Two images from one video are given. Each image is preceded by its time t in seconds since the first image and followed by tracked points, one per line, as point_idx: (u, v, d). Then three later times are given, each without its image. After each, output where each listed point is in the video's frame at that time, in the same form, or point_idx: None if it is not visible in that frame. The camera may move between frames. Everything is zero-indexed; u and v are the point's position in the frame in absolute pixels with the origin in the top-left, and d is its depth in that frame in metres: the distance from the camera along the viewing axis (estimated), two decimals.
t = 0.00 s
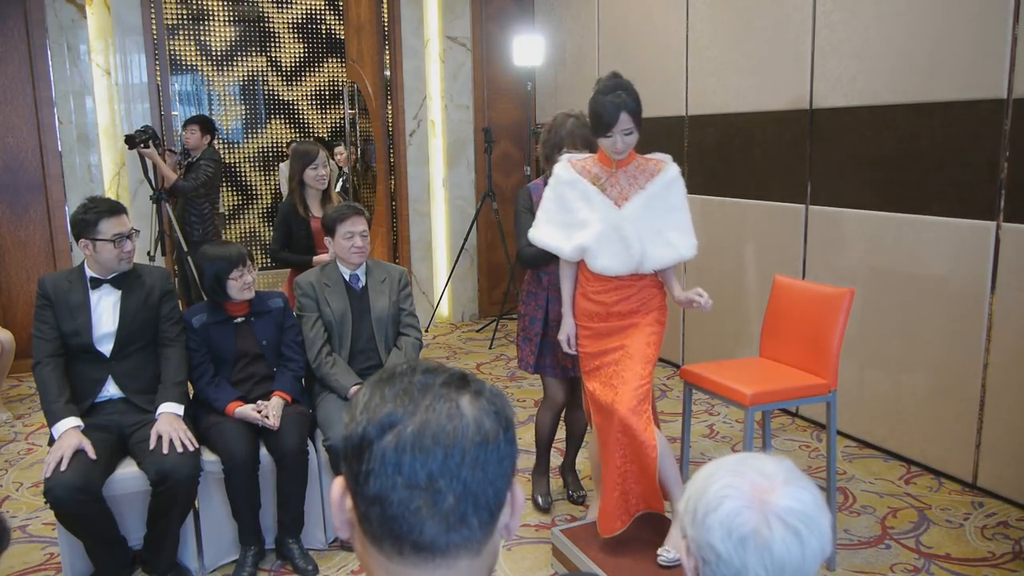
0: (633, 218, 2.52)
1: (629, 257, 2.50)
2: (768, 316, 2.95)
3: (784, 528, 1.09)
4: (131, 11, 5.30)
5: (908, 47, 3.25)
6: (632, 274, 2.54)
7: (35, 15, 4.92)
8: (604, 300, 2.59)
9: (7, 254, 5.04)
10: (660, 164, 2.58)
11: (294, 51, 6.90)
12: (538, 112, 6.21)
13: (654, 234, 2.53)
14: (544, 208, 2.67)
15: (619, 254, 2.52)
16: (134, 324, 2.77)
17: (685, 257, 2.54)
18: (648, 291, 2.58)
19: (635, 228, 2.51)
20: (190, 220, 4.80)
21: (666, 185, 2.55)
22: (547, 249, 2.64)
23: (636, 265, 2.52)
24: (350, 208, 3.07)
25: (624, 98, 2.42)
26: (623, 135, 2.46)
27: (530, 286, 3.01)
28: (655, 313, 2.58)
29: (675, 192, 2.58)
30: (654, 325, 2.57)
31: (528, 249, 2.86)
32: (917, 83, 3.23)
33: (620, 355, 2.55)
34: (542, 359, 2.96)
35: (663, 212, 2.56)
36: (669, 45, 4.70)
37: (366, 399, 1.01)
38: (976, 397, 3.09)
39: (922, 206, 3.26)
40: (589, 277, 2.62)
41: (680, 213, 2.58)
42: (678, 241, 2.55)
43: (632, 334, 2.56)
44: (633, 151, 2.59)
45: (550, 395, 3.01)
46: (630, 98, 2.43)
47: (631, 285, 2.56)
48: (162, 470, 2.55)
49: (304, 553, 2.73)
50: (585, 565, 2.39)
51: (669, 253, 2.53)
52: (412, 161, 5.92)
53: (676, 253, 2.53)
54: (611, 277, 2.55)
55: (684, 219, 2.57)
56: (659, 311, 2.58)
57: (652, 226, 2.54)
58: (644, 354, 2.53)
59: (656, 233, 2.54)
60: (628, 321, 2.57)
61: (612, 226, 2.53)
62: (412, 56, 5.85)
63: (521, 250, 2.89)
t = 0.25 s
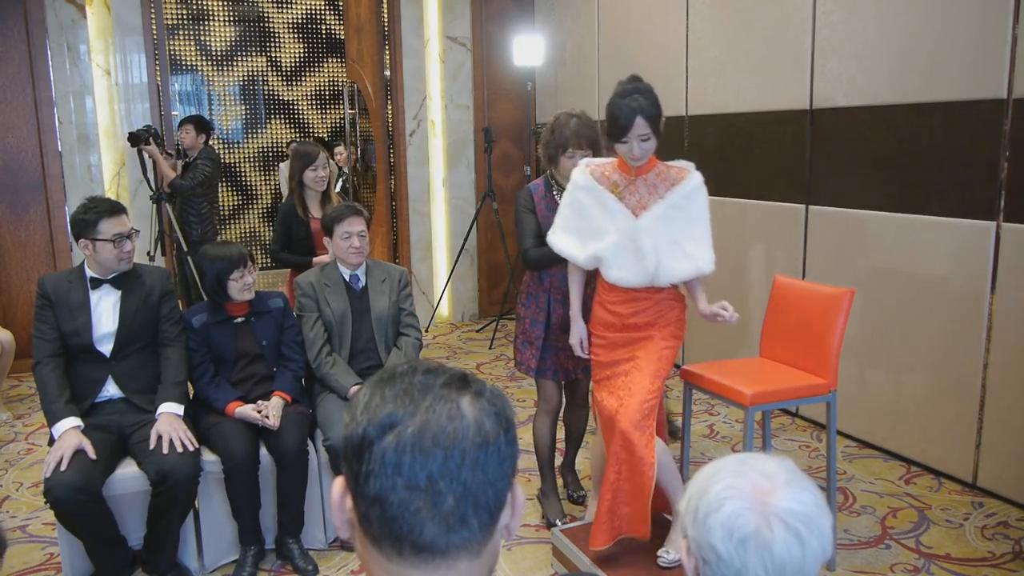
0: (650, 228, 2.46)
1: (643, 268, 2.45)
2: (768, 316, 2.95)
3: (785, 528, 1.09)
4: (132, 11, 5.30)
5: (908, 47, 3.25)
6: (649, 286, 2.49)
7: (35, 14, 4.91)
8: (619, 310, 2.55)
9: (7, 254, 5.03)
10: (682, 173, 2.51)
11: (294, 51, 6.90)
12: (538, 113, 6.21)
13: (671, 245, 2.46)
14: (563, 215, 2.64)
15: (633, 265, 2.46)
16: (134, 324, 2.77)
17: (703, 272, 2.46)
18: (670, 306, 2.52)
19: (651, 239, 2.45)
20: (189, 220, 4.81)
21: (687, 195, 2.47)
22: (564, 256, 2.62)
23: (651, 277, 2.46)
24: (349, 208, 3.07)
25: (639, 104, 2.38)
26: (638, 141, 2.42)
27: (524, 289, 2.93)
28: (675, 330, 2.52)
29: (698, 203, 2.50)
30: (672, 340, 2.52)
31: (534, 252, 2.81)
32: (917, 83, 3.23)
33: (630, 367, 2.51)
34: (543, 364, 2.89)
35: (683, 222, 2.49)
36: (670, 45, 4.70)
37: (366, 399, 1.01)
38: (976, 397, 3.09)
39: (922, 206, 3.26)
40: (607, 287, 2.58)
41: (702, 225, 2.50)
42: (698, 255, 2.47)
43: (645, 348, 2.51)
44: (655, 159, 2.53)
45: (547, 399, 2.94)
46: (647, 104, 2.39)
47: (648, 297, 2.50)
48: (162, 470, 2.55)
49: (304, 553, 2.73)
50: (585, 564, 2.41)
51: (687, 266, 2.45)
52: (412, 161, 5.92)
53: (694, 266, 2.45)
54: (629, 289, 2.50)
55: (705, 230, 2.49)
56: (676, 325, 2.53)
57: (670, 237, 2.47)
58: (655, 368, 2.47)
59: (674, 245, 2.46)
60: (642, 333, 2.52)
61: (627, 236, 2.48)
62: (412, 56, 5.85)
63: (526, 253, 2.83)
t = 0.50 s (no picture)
0: (670, 228, 2.41)
1: (662, 271, 2.40)
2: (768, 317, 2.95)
3: (786, 529, 1.08)
4: (131, 11, 5.30)
5: (908, 47, 3.25)
6: (672, 289, 2.43)
7: (35, 15, 4.92)
8: (641, 310, 2.50)
9: (7, 254, 5.04)
10: (704, 170, 2.44)
11: (294, 51, 6.88)
12: (538, 113, 6.20)
13: (693, 245, 2.40)
14: (583, 214, 2.61)
15: (654, 267, 2.42)
16: (134, 324, 2.77)
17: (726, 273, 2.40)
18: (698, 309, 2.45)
19: (670, 240, 2.40)
20: (188, 220, 4.81)
21: (708, 194, 2.40)
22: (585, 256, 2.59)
23: (672, 279, 2.41)
24: (349, 208, 3.07)
25: (650, 98, 2.32)
26: (652, 139, 2.38)
27: (520, 296, 2.91)
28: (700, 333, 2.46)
29: (721, 201, 2.42)
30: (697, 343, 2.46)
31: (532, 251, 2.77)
32: (917, 82, 3.23)
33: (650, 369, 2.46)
34: (544, 370, 2.85)
35: (706, 221, 2.42)
36: (670, 45, 4.70)
37: (366, 401, 1.01)
38: (976, 397, 3.09)
39: (922, 205, 3.26)
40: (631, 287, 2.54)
41: (725, 224, 2.43)
42: (721, 256, 2.40)
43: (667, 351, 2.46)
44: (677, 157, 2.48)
45: (545, 406, 2.91)
46: (659, 98, 2.33)
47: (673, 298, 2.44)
48: (162, 470, 2.55)
49: (304, 554, 2.73)
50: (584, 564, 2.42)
51: (709, 267, 2.39)
52: (412, 161, 5.92)
53: (716, 268, 2.39)
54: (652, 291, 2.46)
55: (729, 229, 2.42)
56: (700, 329, 2.46)
57: (692, 237, 2.41)
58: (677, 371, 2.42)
59: (694, 245, 2.40)
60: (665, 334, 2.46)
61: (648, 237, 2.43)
62: (412, 56, 5.84)
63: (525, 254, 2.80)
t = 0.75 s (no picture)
0: (675, 199, 2.30)
1: (666, 244, 2.31)
2: (768, 317, 2.95)
3: (788, 534, 1.08)
4: (131, 11, 5.30)
5: (908, 47, 3.25)
6: (682, 261, 2.34)
7: (35, 15, 4.92)
8: (657, 288, 2.43)
9: (7, 254, 5.04)
10: (713, 137, 2.30)
11: (294, 51, 6.88)
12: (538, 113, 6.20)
13: (699, 217, 2.28)
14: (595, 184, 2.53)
15: (660, 239, 2.33)
16: (134, 324, 2.77)
17: (736, 242, 2.27)
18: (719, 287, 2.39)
19: (675, 212, 2.29)
20: (187, 219, 4.79)
21: (716, 160, 2.27)
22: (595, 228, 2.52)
23: (677, 252, 2.31)
24: (348, 208, 3.07)
25: (646, 67, 2.21)
26: (651, 107, 2.26)
27: (515, 299, 2.86)
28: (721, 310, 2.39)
29: (730, 166, 2.29)
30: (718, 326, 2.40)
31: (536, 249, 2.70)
32: (917, 83, 3.23)
33: (675, 361, 2.40)
34: (545, 375, 2.81)
35: (714, 191, 2.29)
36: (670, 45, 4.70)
37: (363, 405, 1.00)
38: (976, 397, 3.09)
39: (923, 205, 3.26)
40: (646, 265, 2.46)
41: (736, 191, 2.30)
42: (730, 224, 2.27)
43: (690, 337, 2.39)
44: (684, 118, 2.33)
45: (545, 410, 2.88)
46: (658, 64, 2.21)
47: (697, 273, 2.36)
48: (162, 470, 2.55)
49: (304, 554, 2.73)
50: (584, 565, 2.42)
51: (716, 237, 2.27)
52: (412, 161, 5.92)
53: (722, 240, 2.26)
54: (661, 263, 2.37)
55: (738, 199, 2.28)
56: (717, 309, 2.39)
57: (697, 209, 2.28)
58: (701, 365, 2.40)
59: (701, 214, 2.28)
60: (685, 317, 2.40)
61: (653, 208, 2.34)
62: (412, 56, 5.84)
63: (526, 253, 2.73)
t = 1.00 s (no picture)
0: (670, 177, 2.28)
1: (660, 224, 2.30)
2: (768, 317, 2.95)
3: (790, 551, 1.07)
4: (131, 11, 5.30)
5: (908, 47, 3.25)
6: (682, 241, 2.32)
7: (35, 15, 4.92)
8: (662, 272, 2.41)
9: (7, 254, 5.04)
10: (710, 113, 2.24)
11: (294, 51, 6.88)
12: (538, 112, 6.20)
13: (692, 195, 2.25)
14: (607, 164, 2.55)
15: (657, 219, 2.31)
16: (134, 324, 2.77)
17: (731, 220, 2.22)
18: (722, 270, 2.31)
19: (669, 190, 2.28)
20: (186, 219, 4.79)
21: (710, 137, 2.22)
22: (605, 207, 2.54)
23: (672, 231, 2.30)
24: (348, 207, 3.07)
25: (633, 48, 2.22)
26: (638, 87, 2.26)
27: (516, 300, 2.81)
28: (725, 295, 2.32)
29: (727, 142, 2.23)
30: (723, 312, 2.33)
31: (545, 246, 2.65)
32: (917, 83, 3.23)
33: (677, 347, 2.38)
34: (548, 376, 2.77)
35: (708, 169, 2.24)
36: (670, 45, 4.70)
37: (362, 407, 0.99)
38: (976, 397, 3.09)
39: (922, 205, 3.26)
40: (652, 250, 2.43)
41: (733, 167, 2.24)
42: (725, 202, 2.22)
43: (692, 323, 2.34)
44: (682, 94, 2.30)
45: (546, 411, 2.85)
46: (646, 44, 2.21)
47: (699, 255, 2.31)
48: (162, 470, 2.55)
49: (304, 554, 2.73)
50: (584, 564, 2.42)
51: (710, 215, 2.23)
52: (412, 161, 5.92)
53: (716, 217, 2.22)
54: (664, 244, 2.36)
55: (734, 177, 2.23)
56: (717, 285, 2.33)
57: (691, 186, 2.25)
58: (704, 353, 2.34)
59: (696, 193, 2.24)
60: (688, 301, 2.36)
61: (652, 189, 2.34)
62: (412, 56, 5.85)
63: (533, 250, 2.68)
